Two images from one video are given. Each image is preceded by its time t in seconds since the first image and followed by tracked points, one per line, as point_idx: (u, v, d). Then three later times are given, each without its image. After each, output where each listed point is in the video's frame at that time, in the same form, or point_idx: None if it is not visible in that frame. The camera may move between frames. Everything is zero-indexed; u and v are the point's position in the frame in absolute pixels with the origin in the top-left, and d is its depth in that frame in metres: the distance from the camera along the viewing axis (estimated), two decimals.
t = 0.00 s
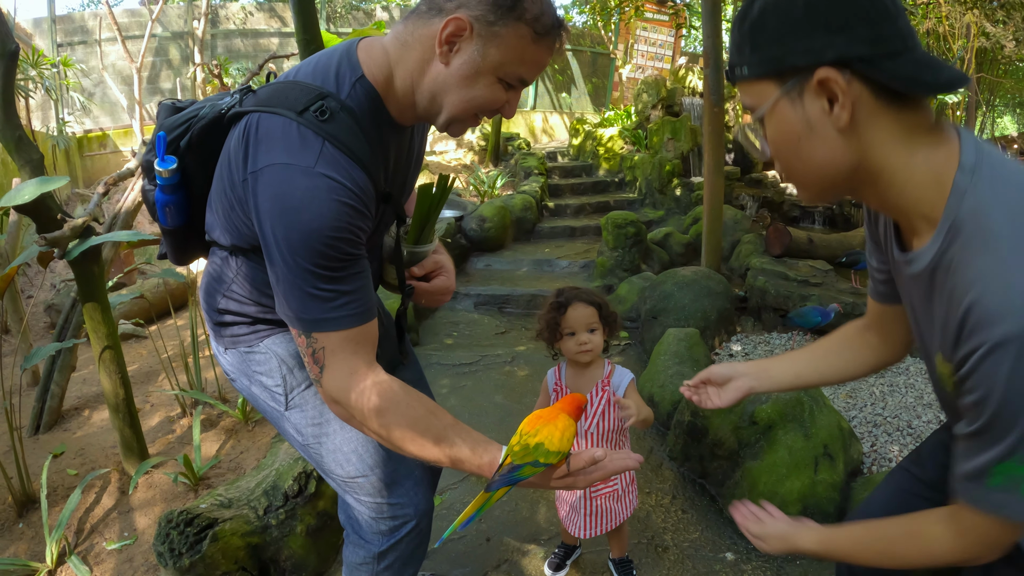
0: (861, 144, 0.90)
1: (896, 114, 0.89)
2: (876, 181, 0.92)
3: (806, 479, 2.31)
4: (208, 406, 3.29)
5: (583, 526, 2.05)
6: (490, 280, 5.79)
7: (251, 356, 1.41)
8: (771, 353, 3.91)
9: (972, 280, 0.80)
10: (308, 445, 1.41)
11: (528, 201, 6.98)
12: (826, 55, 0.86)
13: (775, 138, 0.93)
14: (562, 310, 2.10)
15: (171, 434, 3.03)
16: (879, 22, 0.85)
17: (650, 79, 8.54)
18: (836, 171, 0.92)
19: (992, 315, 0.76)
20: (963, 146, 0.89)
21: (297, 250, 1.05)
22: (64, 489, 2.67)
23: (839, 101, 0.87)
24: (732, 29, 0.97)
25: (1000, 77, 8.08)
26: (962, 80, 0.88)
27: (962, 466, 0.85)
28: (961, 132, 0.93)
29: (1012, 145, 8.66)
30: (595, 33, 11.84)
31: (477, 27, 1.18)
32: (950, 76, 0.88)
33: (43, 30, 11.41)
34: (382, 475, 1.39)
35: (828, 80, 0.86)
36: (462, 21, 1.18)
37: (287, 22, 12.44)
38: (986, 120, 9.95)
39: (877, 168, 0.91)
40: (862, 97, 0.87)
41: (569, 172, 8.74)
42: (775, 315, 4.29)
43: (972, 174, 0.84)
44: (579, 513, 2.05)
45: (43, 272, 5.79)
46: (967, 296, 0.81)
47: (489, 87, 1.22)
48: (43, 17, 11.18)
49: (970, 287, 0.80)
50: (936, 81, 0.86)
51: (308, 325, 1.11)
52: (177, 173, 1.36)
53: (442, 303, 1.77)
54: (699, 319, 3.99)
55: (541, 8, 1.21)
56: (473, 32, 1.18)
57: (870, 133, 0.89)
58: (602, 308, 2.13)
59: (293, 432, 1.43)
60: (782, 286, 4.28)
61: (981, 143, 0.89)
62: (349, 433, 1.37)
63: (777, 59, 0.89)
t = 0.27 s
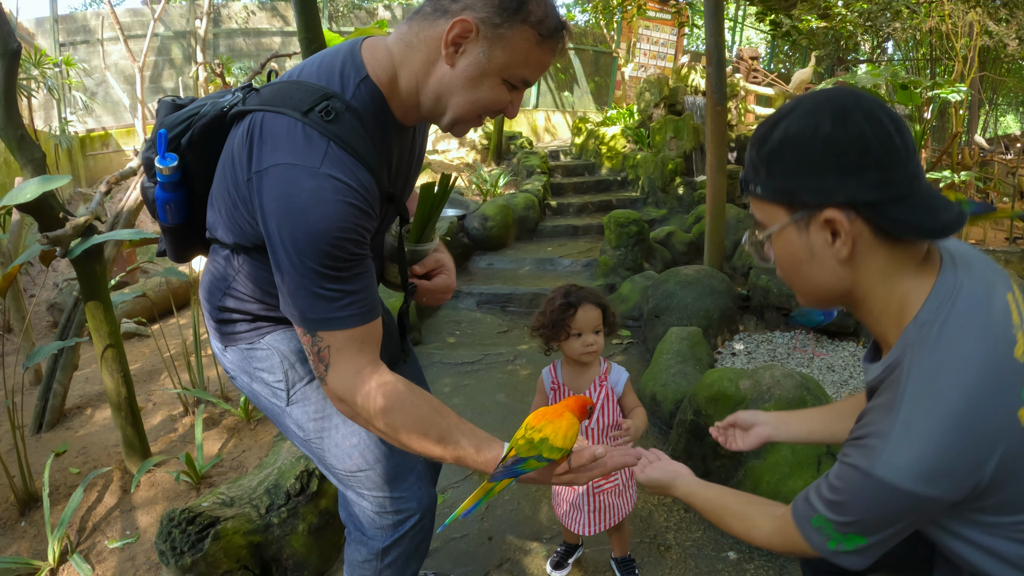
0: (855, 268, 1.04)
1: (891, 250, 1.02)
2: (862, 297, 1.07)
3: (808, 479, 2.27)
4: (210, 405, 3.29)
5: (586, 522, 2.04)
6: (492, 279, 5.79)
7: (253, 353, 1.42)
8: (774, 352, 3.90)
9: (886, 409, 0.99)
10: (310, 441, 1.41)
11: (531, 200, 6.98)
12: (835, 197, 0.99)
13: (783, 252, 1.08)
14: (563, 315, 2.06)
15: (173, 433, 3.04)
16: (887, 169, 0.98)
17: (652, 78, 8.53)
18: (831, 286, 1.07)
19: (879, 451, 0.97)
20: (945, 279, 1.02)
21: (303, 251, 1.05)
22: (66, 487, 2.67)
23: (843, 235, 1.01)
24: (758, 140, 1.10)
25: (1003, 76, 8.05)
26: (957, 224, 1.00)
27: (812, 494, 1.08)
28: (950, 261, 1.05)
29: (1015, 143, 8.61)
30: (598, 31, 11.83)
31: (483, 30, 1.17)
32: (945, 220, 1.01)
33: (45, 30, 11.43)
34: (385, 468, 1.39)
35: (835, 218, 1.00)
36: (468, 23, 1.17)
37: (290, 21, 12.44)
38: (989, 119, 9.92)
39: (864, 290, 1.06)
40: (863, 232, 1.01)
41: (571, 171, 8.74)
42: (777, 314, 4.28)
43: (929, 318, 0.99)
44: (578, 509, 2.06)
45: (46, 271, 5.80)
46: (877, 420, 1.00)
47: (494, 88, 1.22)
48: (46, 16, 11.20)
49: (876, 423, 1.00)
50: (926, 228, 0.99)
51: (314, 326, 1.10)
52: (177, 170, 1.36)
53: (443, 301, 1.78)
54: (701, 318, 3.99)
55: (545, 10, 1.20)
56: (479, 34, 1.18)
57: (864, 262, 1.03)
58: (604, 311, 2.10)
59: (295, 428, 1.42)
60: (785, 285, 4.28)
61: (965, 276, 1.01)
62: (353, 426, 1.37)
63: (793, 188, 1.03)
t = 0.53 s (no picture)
0: (842, 337, 1.09)
1: (877, 325, 1.07)
2: (848, 362, 1.12)
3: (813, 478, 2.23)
4: (212, 404, 3.29)
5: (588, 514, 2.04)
6: (495, 278, 5.79)
7: (249, 348, 1.42)
8: (777, 352, 3.88)
9: (855, 469, 1.03)
10: (306, 435, 1.40)
11: (533, 199, 6.97)
12: (829, 276, 1.04)
13: (778, 312, 1.14)
14: (561, 319, 2.02)
15: (175, 432, 3.04)
16: (883, 257, 1.01)
17: (654, 78, 8.49)
18: (819, 346, 1.13)
19: (844, 507, 1.01)
20: (926, 356, 1.05)
21: (302, 244, 1.04)
22: (68, 487, 2.68)
23: (833, 308, 1.07)
24: (768, 206, 1.14)
25: (1006, 75, 8.03)
26: (944, 309, 1.04)
27: (791, 542, 1.12)
28: (934, 336, 1.09)
29: (1017, 143, 8.60)
30: (600, 31, 11.81)
31: (488, 28, 1.17)
32: (935, 305, 1.04)
33: (48, 30, 11.46)
34: (382, 461, 1.39)
35: (827, 293, 1.06)
36: (473, 21, 1.17)
37: (292, 21, 12.44)
38: (992, 118, 9.90)
39: (849, 356, 1.11)
40: (853, 308, 1.06)
41: (573, 170, 8.73)
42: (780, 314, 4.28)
43: (905, 391, 1.03)
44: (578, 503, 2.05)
45: (48, 271, 5.81)
46: (847, 477, 1.04)
47: (497, 87, 1.22)
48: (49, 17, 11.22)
49: (844, 478, 1.04)
50: (914, 313, 1.02)
51: (312, 320, 1.10)
52: (174, 160, 1.35)
53: (438, 297, 1.78)
54: (704, 317, 3.98)
55: (549, 10, 1.21)
56: (484, 33, 1.18)
57: (850, 333, 1.08)
58: (602, 314, 2.08)
59: (291, 423, 1.42)
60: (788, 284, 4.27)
61: (946, 354, 1.05)
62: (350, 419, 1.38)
63: (793, 261, 1.08)
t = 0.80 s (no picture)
0: (872, 393, 1.12)
1: (909, 389, 1.09)
2: (868, 417, 1.15)
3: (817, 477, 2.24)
4: (215, 404, 3.29)
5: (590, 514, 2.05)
6: (498, 278, 5.79)
7: (248, 349, 1.42)
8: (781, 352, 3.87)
9: (863, 522, 1.07)
10: (308, 437, 1.40)
11: (536, 199, 6.97)
12: (873, 338, 1.06)
13: (815, 359, 1.16)
14: (575, 321, 1.99)
15: (179, 432, 3.04)
16: (930, 328, 1.04)
17: (657, 77, 8.49)
18: (845, 397, 1.16)
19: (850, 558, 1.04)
20: (945, 425, 1.09)
21: (301, 244, 1.04)
22: (72, 486, 2.68)
23: (870, 367, 1.09)
24: (818, 257, 1.15)
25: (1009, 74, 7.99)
26: (973, 384, 1.07)
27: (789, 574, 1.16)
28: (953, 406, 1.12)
29: (1021, 142, 8.58)
30: (602, 30, 11.79)
31: (488, 28, 1.17)
32: (965, 377, 1.07)
33: (51, 31, 11.48)
34: (383, 463, 1.39)
35: (868, 352, 1.08)
36: (473, 21, 1.17)
37: (295, 21, 12.45)
38: (995, 118, 9.88)
39: (872, 411, 1.14)
40: (890, 370, 1.08)
41: (576, 170, 8.73)
42: (784, 314, 4.27)
43: (924, 456, 1.05)
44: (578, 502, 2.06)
45: (52, 271, 5.81)
46: (853, 528, 1.08)
47: (497, 87, 1.22)
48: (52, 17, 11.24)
49: (852, 528, 1.08)
50: (946, 384, 1.05)
51: (311, 321, 1.10)
52: (169, 160, 1.35)
53: (437, 296, 1.76)
54: (707, 317, 3.98)
55: (549, 9, 1.21)
56: (484, 32, 1.17)
57: (881, 392, 1.11)
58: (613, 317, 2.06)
59: (291, 424, 1.42)
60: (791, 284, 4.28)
61: (960, 425, 1.09)
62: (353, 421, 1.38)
63: (840, 316, 1.10)
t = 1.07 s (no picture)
0: (888, 419, 1.18)
1: (923, 417, 1.15)
2: (880, 441, 1.22)
3: (820, 478, 2.23)
4: (219, 403, 3.29)
5: (611, 512, 2.07)
6: (502, 277, 5.79)
7: (248, 352, 1.42)
8: (784, 351, 3.87)
9: (871, 544, 1.13)
10: (309, 440, 1.41)
11: (540, 198, 6.97)
12: (894, 367, 1.14)
13: (836, 380, 1.24)
14: (602, 323, 1.99)
15: (183, 431, 3.05)
16: (950, 361, 1.10)
17: (660, 77, 8.48)
18: (860, 419, 1.23)
19: None
20: (956, 456, 1.15)
21: (299, 245, 1.05)
22: (75, 485, 2.69)
23: (887, 393, 1.16)
24: (850, 282, 1.23)
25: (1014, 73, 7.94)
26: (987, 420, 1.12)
27: None
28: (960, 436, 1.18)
29: None
30: (606, 30, 11.77)
31: (486, 23, 1.17)
32: (977, 413, 1.12)
33: (54, 31, 11.52)
34: (385, 465, 1.39)
35: (886, 380, 1.16)
36: (471, 17, 1.17)
37: (298, 21, 12.46)
38: (1000, 117, 9.85)
39: (885, 436, 1.20)
40: (906, 399, 1.15)
41: (580, 170, 8.73)
42: (787, 314, 4.27)
43: (934, 485, 1.11)
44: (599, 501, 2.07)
45: (56, 270, 5.83)
46: (862, 548, 1.14)
47: (497, 83, 1.23)
48: (56, 17, 11.28)
49: (858, 550, 1.14)
50: (961, 419, 1.11)
51: (309, 322, 1.10)
52: (166, 162, 1.35)
53: (439, 294, 1.78)
54: (711, 317, 3.98)
55: (548, 3, 1.21)
56: (483, 28, 1.18)
57: (897, 418, 1.17)
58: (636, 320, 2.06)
59: (292, 427, 1.42)
60: (795, 284, 4.27)
61: (969, 459, 1.15)
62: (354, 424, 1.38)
63: (864, 343, 1.17)
